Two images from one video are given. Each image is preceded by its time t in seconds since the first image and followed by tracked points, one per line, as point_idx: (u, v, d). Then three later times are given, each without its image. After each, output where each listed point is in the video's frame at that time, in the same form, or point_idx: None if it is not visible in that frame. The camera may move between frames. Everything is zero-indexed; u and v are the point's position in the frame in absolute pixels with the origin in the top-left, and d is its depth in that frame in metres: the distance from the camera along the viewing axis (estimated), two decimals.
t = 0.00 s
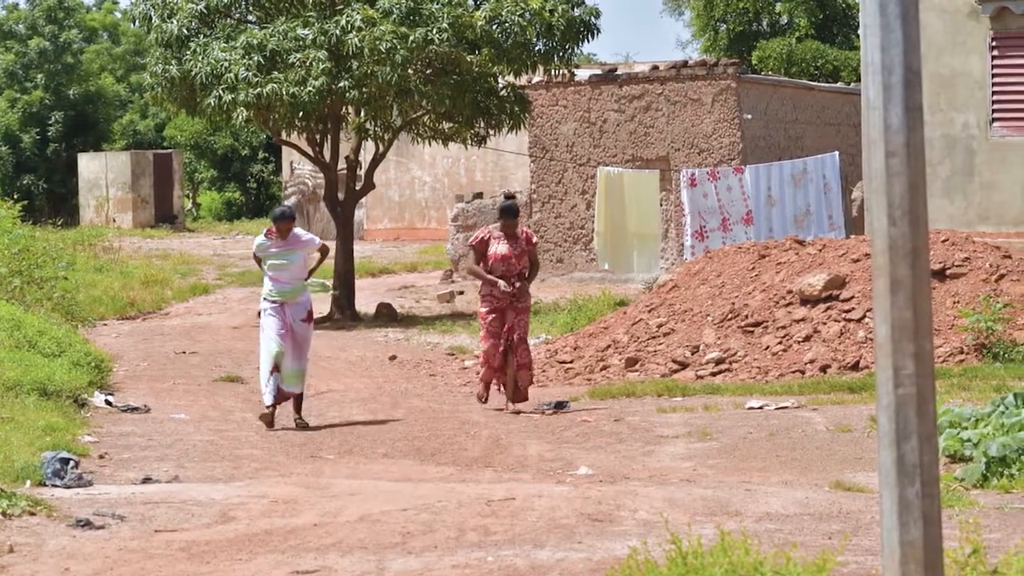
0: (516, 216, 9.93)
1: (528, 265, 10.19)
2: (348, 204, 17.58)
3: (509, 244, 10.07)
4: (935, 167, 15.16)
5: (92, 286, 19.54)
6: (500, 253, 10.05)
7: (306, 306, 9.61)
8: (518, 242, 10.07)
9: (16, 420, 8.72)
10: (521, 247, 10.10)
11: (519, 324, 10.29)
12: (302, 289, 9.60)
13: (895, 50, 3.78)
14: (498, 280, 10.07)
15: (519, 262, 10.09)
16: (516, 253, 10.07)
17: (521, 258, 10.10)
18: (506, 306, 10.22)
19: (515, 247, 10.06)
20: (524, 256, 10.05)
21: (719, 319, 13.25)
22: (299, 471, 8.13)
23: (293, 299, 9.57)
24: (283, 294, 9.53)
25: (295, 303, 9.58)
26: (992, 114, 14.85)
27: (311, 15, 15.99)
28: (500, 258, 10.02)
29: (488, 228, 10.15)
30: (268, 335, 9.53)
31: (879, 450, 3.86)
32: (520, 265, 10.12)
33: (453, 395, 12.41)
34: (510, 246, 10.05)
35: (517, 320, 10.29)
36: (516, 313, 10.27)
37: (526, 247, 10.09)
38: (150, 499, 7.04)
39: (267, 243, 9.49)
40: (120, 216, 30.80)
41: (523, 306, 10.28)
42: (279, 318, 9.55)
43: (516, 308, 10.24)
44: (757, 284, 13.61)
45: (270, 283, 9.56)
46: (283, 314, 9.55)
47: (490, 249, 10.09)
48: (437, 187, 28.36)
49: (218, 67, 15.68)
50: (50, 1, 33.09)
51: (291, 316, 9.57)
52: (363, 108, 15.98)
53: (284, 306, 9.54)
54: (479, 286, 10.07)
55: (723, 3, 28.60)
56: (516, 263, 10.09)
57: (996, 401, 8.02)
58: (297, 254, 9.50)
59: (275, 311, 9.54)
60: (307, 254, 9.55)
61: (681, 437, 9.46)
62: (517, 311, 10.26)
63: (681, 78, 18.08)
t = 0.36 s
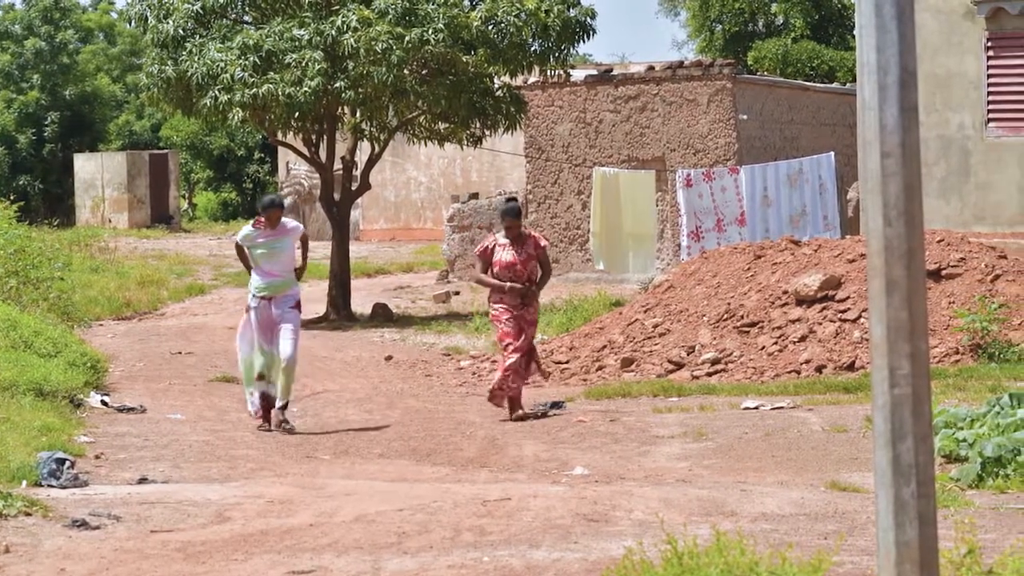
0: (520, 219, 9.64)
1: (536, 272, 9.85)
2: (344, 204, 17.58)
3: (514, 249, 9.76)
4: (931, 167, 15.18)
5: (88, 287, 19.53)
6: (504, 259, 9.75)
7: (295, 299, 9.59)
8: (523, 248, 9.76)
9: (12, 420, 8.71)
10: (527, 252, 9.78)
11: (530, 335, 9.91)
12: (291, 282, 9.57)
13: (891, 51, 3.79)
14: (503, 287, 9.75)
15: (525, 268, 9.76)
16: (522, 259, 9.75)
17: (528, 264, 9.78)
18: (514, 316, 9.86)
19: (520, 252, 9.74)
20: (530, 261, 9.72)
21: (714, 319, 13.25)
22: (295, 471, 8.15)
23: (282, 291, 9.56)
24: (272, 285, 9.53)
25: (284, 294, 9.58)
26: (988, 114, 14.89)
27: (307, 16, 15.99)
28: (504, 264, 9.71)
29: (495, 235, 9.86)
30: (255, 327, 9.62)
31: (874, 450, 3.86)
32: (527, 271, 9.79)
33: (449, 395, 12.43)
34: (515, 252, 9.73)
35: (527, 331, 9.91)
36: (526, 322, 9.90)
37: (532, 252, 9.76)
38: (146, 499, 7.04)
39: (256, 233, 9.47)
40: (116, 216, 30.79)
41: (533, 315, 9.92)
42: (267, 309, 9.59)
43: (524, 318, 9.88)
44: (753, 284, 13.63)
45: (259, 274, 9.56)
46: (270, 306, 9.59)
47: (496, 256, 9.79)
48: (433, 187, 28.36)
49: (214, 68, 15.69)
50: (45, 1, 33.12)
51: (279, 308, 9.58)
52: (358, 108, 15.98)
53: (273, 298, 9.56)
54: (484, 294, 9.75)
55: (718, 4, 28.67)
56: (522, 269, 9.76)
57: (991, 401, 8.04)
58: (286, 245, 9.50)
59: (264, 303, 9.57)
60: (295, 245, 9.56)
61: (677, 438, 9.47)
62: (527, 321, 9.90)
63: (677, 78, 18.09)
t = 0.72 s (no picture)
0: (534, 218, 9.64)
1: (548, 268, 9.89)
2: (335, 204, 17.57)
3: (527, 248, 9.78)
4: (921, 167, 15.20)
5: (80, 287, 19.52)
6: (520, 259, 9.75)
7: (291, 305, 9.44)
8: (537, 246, 9.78)
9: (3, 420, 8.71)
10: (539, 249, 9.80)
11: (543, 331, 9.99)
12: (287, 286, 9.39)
13: (882, 50, 3.80)
14: (519, 287, 9.77)
15: (540, 266, 9.80)
16: (536, 257, 9.77)
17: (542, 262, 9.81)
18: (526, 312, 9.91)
19: (534, 250, 9.76)
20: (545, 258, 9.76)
21: (706, 320, 13.28)
22: (287, 471, 8.15)
23: (279, 296, 9.38)
24: (269, 289, 9.35)
25: (280, 300, 9.40)
26: (979, 114, 14.91)
27: (299, 16, 15.99)
28: (522, 264, 9.72)
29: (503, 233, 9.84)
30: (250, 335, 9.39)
31: (866, 450, 3.87)
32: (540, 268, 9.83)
33: (441, 396, 12.43)
34: (530, 252, 9.74)
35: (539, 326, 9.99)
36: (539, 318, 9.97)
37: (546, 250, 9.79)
38: (138, 500, 7.04)
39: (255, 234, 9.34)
40: (108, 216, 30.76)
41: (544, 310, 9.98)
42: (263, 316, 9.39)
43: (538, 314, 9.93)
44: (744, 284, 13.64)
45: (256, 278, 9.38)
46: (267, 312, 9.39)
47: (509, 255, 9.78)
48: (425, 187, 28.35)
49: (206, 68, 15.69)
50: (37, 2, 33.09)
51: (276, 314, 9.40)
52: (350, 108, 15.96)
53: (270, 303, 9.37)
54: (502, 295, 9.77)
55: (710, 4, 28.72)
56: (537, 268, 9.79)
57: (982, 401, 8.07)
58: (285, 247, 9.36)
59: (259, 308, 9.36)
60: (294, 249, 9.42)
61: (668, 438, 9.49)
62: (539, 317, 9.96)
63: (669, 79, 18.10)
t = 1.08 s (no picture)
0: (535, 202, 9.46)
1: (552, 259, 9.64)
2: (321, 204, 17.55)
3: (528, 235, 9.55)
4: (907, 167, 15.25)
5: (65, 287, 19.47)
6: (517, 243, 9.55)
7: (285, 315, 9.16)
8: (539, 232, 9.56)
9: None
10: (542, 238, 9.57)
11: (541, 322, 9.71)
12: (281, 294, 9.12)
13: (867, 50, 3.81)
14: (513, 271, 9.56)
15: (539, 253, 9.56)
16: (537, 242, 9.55)
17: (542, 249, 9.58)
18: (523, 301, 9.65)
19: (534, 237, 9.55)
20: (543, 245, 9.53)
21: (691, 320, 13.30)
22: (272, 472, 8.15)
23: (273, 304, 9.09)
24: (264, 297, 9.05)
25: (274, 309, 9.11)
26: (965, 114, 14.97)
27: (284, 16, 15.96)
28: (516, 248, 9.51)
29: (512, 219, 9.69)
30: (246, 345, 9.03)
31: (851, 450, 3.88)
32: (542, 257, 9.59)
33: (426, 396, 12.41)
34: (530, 236, 9.53)
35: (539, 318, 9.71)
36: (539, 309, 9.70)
37: (548, 237, 9.56)
38: (124, 500, 7.03)
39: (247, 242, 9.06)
40: (93, 216, 30.68)
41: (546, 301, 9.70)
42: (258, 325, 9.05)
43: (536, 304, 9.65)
44: (730, 284, 13.66)
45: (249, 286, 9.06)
46: (261, 321, 9.06)
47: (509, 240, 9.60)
48: (410, 187, 28.33)
49: (191, 68, 15.65)
50: (22, 1, 32.97)
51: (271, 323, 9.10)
52: (335, 108, 15.95)
53: (264, 311, 9.05)
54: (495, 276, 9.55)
55: (695, 4, 28.75)
56: (535, 254, 9.55)
57: (967, 401, 8.10)
58: (279, 254, 9.09)
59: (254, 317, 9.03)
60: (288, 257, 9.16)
61: (654, 438, 9.50)
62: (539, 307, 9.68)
63: (654, 78, 18.12)
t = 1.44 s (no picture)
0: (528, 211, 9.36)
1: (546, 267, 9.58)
2: (302, 205, 17.54)
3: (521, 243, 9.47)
4: (887, 168, 15.33)
5: (45, 287, 19.43)
6: (511, 252, 9.46)
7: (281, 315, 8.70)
8: (533, 242, 9.47)
9: None
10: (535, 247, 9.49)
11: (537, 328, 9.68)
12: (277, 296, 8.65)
13: (847, 52, 3.84)
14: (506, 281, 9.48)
15: (533, 264, 9.48)
16: (530, 253, 9.46)
17: (536, 259, 9.50)
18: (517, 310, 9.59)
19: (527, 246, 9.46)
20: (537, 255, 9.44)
21: (672, 320, 13.34)
22: (253, 472, 8.15)
23: (268, 305, 8.64)
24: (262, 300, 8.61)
25: (268, 311, 8.65)
26: (945, 116, 15.05)
27: (265, 16, 15.95)
28: (510, 258, 9.42)
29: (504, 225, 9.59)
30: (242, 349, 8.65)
31: (831, 450, 3.91)
32: (535, 266, 9.52)
33: (408, 397, 12.42)
34: (523, 246, 9.45)
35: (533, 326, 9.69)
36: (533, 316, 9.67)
37: (542, 247, 9.48)
38: (104, 501, 7.02)
39: (246, 241, 8.60)
40: (73, 217, 30.62)
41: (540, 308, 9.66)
42: (252, 329, 8.63)
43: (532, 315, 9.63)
44: (711, 284, 13.71)
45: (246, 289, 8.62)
46: (254, 324, 8.63)
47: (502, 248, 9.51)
48: (391, 188, 28.34)
49: (172, 69, 15.63)
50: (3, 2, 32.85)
51: (264, 324, 8.65)
52: (316, 108, 15.95)
53: (259, 315, 8.62)
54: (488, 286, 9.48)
55: (676, 5, 28.82)
56: (529, 264, 9.48)
57: (947, 402, 8.16)
58: (279, 256, 8.65)
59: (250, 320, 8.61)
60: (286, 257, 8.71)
61: (636, 438, 9.54)
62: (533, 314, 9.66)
63: (635, 79, 18.17)
